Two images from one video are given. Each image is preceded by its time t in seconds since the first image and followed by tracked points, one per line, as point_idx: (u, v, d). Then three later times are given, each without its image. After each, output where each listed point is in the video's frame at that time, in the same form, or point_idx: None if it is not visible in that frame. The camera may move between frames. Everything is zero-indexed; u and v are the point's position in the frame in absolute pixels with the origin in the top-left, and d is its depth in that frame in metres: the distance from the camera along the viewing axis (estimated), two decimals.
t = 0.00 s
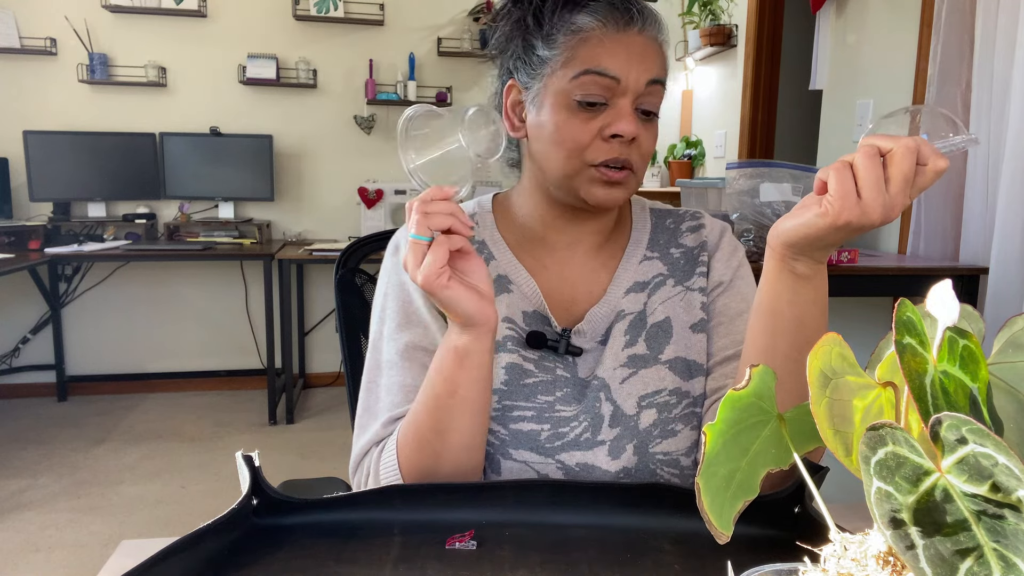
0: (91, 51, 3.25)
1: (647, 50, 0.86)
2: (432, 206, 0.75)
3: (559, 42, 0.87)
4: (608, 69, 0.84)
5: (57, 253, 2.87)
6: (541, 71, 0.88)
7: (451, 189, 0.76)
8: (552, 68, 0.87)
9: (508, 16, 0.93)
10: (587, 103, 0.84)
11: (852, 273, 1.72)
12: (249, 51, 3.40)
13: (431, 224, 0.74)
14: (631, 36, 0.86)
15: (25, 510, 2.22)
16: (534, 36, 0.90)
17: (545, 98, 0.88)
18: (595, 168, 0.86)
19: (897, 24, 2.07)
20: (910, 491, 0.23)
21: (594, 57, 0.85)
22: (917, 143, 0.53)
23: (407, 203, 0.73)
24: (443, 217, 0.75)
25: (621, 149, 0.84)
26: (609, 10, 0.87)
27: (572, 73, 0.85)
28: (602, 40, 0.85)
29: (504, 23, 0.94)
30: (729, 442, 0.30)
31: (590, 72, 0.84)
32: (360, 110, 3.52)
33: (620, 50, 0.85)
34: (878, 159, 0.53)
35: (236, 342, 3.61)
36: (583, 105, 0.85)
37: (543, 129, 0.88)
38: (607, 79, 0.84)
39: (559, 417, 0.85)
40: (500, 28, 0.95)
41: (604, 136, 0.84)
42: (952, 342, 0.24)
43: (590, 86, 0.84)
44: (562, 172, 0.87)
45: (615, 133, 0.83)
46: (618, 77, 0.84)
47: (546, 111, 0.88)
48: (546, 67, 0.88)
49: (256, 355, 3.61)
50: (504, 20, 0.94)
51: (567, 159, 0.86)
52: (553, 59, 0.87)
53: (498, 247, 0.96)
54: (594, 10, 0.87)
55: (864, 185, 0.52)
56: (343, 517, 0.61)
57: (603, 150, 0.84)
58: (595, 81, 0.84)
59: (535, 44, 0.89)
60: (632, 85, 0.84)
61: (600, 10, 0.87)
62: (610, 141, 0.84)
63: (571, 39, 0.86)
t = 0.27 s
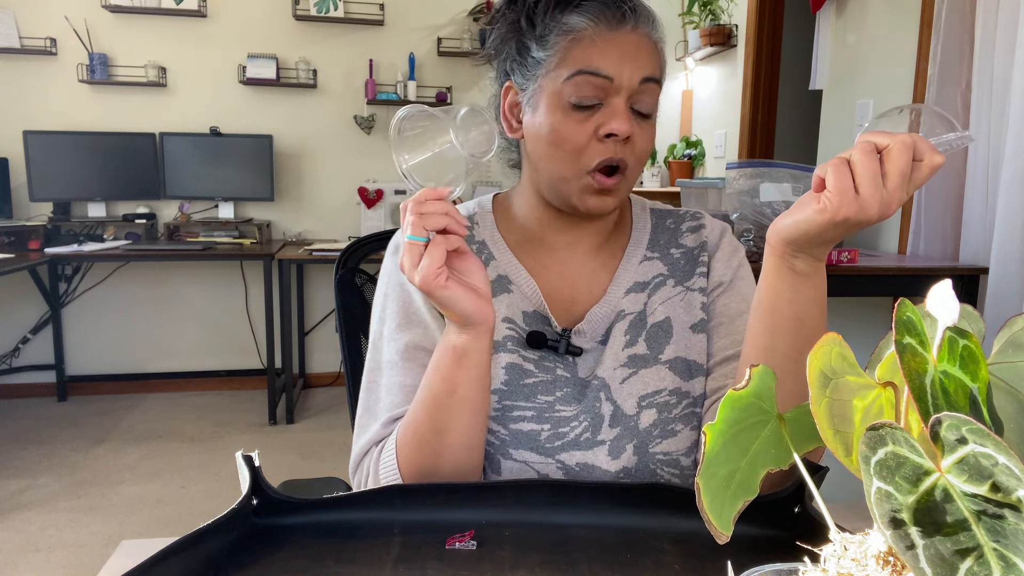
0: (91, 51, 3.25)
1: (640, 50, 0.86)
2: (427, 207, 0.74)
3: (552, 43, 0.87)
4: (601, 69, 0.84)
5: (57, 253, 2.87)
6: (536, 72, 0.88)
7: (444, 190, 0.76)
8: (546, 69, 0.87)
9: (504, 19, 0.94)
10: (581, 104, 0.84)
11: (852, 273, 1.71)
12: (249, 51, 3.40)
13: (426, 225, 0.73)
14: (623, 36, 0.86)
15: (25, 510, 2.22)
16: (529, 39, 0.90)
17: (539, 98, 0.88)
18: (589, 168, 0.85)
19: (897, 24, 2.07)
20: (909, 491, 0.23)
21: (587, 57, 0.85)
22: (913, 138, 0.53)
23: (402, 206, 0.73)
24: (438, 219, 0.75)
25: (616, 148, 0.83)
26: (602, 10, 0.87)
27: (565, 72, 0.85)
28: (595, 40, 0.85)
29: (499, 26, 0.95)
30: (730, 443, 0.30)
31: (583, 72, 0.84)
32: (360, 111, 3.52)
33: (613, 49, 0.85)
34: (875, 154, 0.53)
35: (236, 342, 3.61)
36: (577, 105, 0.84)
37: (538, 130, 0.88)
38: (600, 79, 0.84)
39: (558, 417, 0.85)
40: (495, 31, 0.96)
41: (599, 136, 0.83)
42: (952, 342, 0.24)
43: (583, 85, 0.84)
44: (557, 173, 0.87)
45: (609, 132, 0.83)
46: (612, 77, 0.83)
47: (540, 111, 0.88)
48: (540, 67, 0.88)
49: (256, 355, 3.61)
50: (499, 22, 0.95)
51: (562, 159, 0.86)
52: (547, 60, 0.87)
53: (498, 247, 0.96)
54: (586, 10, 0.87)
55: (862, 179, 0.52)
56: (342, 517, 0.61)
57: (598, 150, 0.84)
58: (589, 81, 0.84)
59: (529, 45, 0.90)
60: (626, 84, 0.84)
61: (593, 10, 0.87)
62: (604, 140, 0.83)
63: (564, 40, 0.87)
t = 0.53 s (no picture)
0: (91, 51, 3.25)
1: (604, 43, 0.85)
2: (419, 207, 0.75)
3: (522, 46, 0.88)
4: (560, 66, 0.84)
5: (57, 253, 2.87)
6: (512, 76, 0.90)
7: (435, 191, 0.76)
8: (517, 73, 0.89)
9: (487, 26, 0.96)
10: (545, 103, 0.85)
11: (853, 273, 1.72)
12: (249, 51, 3.40)
13: (419, 225, 0.74)
14: (585, 32, 0.86)
15: (25, 510, 2.22)
16: (503, 44, 0.92)
17: (513, 102, 0.89)
18: (558, 167, 0.85)
19: (897, 24, 2.07)
20: (909, 491, 0.23)
21: (549, 56, 0.85)
22: (911, 138, 0.53)
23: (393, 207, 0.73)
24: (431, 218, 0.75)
25: (578, 144, 0.83)
26: (564, 7, 0.87)
27: (530, 73, 0.86)
28: (557, 38, 0.86)
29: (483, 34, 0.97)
30: (730, 443, 0.30)
31: (543, 71, 0.85)
32: (360, 111, 3.52)
33: (573, 46, 0.85)
34: (874, 153, 0.53)
35: (236, 342, 3.61)
36: (542, 105, 0.85)
37: (512, 133, 0.89)
38: (560, 76, 0.84)
39: (559, 417, 0.85)
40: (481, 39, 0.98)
41: (562, 133, 0.83)
42: (952, 342, 0.24)
43: (545, 84, 0.84)
44: (532, 174, 0.88)
45: (569, 128, 0.82)
46: (569, 73, 0.84)
47: (514, 114, 0.89)
48: (513, 72, 0.89)
49: (256, 355, 3.61)
50: (481, 32, 0.97)
51: (533, 159, 0.86)
52: (518, 63, 0.88)
53: (499, 247, 0.96)
54: (547, 10, 0.87)
55: (861, 175, 0.52)
56: (343, 517, 0.61)
57: (562, 147, 0.84)
58: (549, 79, 0.84)
59: (505, 53, 0.92)
60: (584, 80, 0.84)
61: (556, 9, 0.87)
62: (566, 137, 0.83)
63: (532, 41, 0.87)
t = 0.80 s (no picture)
0: (91, 51, 3.25)
1: (591, 43, 0.85)
2: (419, 208, 0.74)
3: (511, 47, 0.89)
4: (547, 67, 0.84)
5: (57, 253, 2.87)
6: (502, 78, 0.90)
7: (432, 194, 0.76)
8: (508, 74, 0.89)
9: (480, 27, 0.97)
10: (533, 103, 0.85)
11: (853, 273, 1.72)
12: (249, 51, 3.40)
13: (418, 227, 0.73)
14: (572, 31, 0.85)
15: (25, 510, 2.22)
16: (495, 45, 0.92)
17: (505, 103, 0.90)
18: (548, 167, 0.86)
19: (897, 24, 2.07)
20: (909, 491, 0.23)
21: (536, 56, 0.85)
22: (906, 136, 0.53)
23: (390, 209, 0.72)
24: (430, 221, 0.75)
25: (564, 145, 0.83)
26: (551, 6, 0.87)
27: (520, 75, 0.86)
28: (545, 38, 0.86)
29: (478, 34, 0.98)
30: (730, 443, 0.30)
31: (531, 72, 0.85)
32: (360, 111, 3.52)
33: (559, 46, 0.85)
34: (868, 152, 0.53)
35: (237, 342, 3.61)
36: (529, 106, 0.85)
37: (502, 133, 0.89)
38: (546, 76, 0.84)
39: (558, 417, 0.85)
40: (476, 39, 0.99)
41: (549, 133, 0.83)
42: (952, 341, 0.24)
43: (532, 84, 0.85)
44: (523, 174, 0.88)
45: (556, 128, 0.82)
46: (555, 74, 0.84)
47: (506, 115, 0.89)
48: (505, 74, 0.90)
49: (256, 355, 3.61)
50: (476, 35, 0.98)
51: (523, 160, 0.87)
52: (508, 64, 0.89)
53: (498, 247, 0.96)
54: (535, 10, 0.87)
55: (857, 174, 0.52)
56: (343, 517, 0.61)
57: (550, 147, 0.84)
58: (537, 80, 0.84)
59: (497, 55, 0.92)
60: (571, 80, 0.84)
61: (545, 8, 0.87)
62: (553, 137, 0.83)
63: (520, 42, 0.88)
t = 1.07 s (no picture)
0: (91, 51, 3.25)
1: (584, 42, 0.85)
2: (416, 211, 0.74)
3: (506, 48, 0.89)
4: (539, 67, 0.84)
5: (57, 253, 2.87)
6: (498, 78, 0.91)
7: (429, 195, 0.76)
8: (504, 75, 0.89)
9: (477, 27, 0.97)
10: (527, 103, 0.85)
11: (853, 273, 1.72)
12: (249, 51, 3.40)
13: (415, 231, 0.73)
14: (565, 31, 0.85)
15: (25, 510, 2.22)
16: (491, 45, 0.92)
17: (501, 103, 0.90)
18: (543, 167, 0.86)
19: (897, 24, 2.07)
20: (909, 491, 0.23)
21: (529, 56, 0.85)
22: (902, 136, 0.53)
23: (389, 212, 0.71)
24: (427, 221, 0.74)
25: (557, 144, 0.83)
26: (545, 6, 0.87)
27: (514, 75, 0.86)
28: (538, 38, 0.86)
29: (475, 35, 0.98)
30: (729, 445, 0.30)
31: (525, 72, 0.85)
32: (360, 111, 3.52)
33: (552, 45, 0.85)
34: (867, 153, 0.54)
35: (237, 342, 3.61)
36: (522, 106, 0.85)
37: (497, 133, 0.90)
38: (539, 76, 0.84)
39: (558, 417, 0.85)
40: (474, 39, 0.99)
41: (543, 133, 0.83)
42: (952, 342, 0.24)
43: (525, 84, 0.85)
44: (519, 174, 0.89)
45: (549, 128, 0.83)
46: (548, 74, 0.84)
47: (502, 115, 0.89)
48: (501, 74, 0.90)
49: (256, 355, 3.61)
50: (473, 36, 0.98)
51: (518, 160, 0.87)
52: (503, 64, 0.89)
53: (497, 248, 0.96)
54: (529, 11, 0.87)
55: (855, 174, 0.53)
56: (343, 517, 0.61)
57: (544, 147, 0.84)
58: (530, 80, 0.84)
59: (493, 55, 0.92)
60: (564, 80, 0.84)
61: (539, 8, 0.87)
62: (546, 137, 0.83)
63: (514, 42, 0.88)
